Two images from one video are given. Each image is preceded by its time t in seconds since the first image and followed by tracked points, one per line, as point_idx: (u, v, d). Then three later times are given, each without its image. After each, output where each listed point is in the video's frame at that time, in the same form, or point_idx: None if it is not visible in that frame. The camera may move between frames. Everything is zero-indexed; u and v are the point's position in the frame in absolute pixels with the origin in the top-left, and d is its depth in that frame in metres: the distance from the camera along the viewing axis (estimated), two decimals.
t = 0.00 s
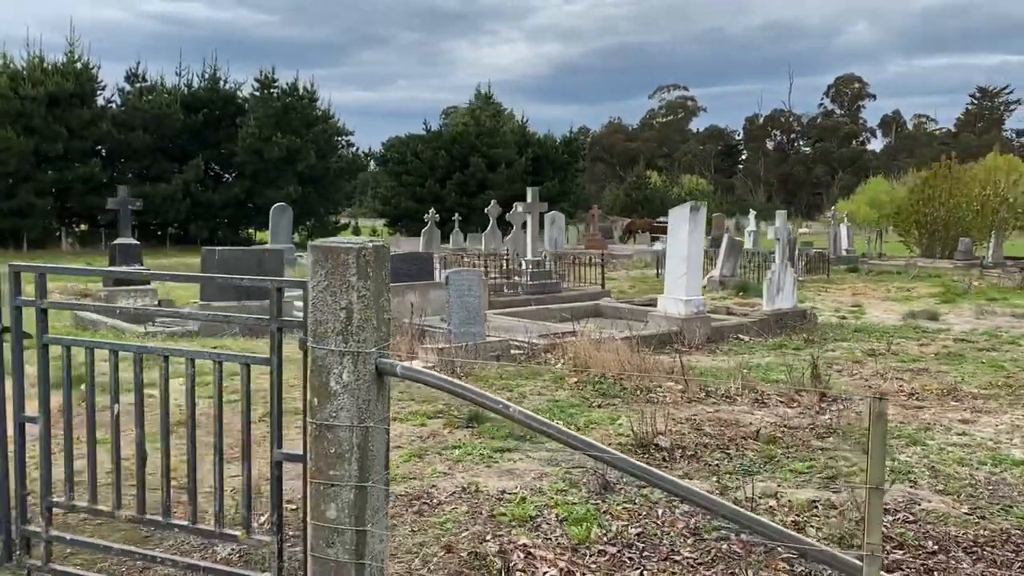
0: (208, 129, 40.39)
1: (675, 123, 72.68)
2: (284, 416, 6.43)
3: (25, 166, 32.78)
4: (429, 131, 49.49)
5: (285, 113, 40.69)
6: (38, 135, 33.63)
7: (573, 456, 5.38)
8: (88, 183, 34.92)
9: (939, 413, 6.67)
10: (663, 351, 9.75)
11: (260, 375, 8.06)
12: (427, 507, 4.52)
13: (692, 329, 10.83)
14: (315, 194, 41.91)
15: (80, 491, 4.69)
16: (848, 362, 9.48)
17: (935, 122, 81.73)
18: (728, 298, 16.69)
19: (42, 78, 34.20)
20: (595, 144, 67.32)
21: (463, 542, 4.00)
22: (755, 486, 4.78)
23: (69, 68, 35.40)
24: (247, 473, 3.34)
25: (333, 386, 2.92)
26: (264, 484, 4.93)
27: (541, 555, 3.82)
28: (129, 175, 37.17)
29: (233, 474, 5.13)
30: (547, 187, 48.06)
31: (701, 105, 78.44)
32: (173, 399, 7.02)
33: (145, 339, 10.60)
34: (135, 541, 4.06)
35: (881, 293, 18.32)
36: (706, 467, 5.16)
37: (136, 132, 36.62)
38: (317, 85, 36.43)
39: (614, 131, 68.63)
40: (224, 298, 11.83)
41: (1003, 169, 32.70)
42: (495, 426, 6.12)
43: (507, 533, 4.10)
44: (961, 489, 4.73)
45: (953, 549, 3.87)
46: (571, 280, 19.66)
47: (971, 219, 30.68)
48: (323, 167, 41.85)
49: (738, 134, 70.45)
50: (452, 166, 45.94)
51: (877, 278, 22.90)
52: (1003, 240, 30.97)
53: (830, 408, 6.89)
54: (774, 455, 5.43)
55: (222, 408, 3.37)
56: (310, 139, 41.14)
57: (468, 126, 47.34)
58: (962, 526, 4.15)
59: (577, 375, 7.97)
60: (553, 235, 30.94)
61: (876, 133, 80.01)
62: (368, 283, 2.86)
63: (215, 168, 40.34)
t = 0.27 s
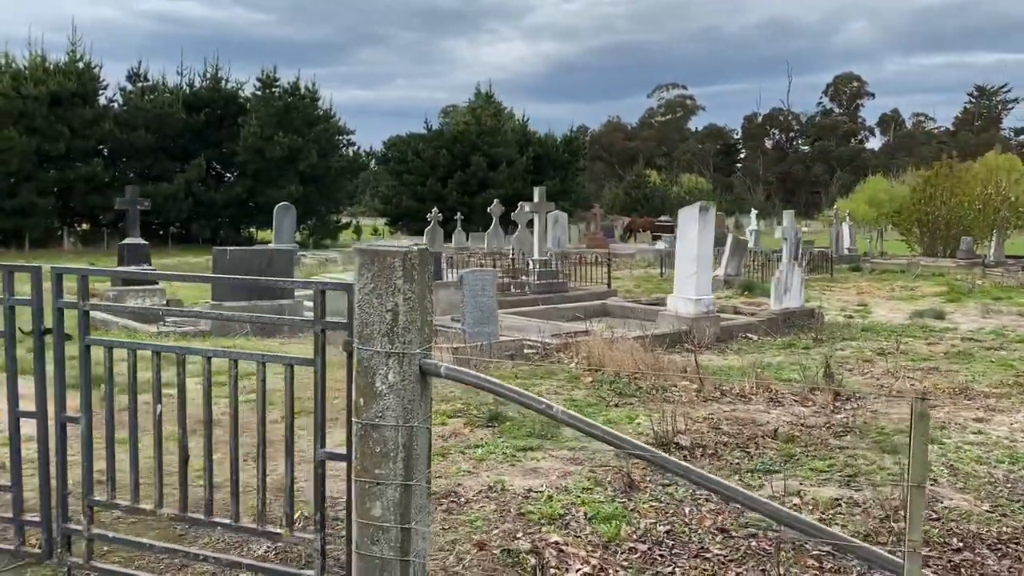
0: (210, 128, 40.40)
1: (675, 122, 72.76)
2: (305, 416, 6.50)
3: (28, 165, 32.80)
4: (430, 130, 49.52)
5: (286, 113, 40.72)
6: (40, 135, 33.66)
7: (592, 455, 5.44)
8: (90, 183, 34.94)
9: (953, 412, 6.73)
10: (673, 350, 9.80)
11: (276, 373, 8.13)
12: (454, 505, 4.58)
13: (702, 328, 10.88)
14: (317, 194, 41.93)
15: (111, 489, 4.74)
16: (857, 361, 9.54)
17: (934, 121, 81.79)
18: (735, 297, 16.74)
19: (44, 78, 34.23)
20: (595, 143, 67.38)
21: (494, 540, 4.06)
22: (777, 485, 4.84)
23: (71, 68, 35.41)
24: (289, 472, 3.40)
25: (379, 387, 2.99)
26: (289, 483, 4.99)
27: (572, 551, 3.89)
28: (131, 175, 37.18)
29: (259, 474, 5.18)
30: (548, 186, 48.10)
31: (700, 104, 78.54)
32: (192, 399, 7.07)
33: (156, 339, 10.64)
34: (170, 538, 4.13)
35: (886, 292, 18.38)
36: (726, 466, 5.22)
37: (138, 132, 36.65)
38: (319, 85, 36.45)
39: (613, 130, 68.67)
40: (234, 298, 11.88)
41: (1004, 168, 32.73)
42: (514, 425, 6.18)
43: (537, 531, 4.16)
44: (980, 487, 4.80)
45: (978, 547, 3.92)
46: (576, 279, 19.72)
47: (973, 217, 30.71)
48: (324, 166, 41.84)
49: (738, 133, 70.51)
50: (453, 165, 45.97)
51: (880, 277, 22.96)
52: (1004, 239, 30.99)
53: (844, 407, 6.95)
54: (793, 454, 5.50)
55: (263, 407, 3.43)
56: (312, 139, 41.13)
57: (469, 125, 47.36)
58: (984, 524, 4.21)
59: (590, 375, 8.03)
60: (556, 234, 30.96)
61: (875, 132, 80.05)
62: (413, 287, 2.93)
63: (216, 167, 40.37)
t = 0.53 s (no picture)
0: (211, 126, 40.39)
1: (674, 120, 72.80)
2: (323, 412, 6.54)
3: (29, 163, 32.76)
4: (431, 127, 49.50)
5: (287, 111, 40.72)
6: (42, 133, 33.61)
7: (612, 451, 5.48)
8: (92, 181, 34.91)
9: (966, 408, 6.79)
10: (683, 347, 9.85)
11: (290, 369, 8.17)
12: (478, 499, 4.63)
13: (711, 325, 10.92)
14: (318, 192, 41.91)
15: (139, 484, 4.79)
16: (866, 357, 9.59)
17: (934, 119, 81.86)
18: (739, 294, 16.80)
19: (45, 76, 34.17)
20: (594, 141, 67.40)
21: (522, 534, 4.11)
22: (798, 480, 4.89)
23: (72, 65, 35.36)
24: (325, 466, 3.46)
25: (417, 382, 3.03)
26: (313, 479, 5.04)
27: (600, 545, 3.94)
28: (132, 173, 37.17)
29: (283, 469, 5.23)
30: (549, 184, 48.11)
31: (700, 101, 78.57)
32: (208, 395, 7.10)
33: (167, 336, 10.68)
34: (202, 532, 4.18)
35: (889, 289, 18.44)
36: (745, 462, 5.27)
37: (139, 130, 36.63)
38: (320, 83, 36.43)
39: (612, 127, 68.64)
40: (243, 296, 11.91)
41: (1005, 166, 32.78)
42: (531, 422, 6.22)
43: (563, 525, 4.20)
44: (998, 482, 4.85)
45: (998, 540, 3.98)
46: (580, 277, 19.76)
47: (974, 215, 30.75)
48: (324, 165, 41.81)
49: (737, 130, 70.53)
50: (453, 163, 45.95)
51: (881, 274, 23.03)
52: (1005, 237, 31.06)
53: (857, 403, 7.01)
54: (811, 449, 5.55)
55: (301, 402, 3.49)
56: (313, 137, 41.10)
57: (470, 123, 47.35)
58: (1005, 518, 4.26)
59: (604, 372, 8.07)
60: (559, 232, 30.98)
61: (874, 129, 80.12)
62: (452, 284, 2.97)
63: (217, 165, 40.36)
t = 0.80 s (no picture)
0: (212, 123, 40.36)
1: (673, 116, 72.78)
2: (339, 407, 6.56)
3: (30, 160, 32.69)
4: (430, 124, 49.47)
5: (288, 108, 40.68)
6: (42, 129, 33.53)
7: (628, 446, 5.50)
8: (92, 177, 34.85)
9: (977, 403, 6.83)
10: (691, 342, 9.87)
11: (302, 363, 8.19)
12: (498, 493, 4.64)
13: (718, 321, 10.94)
14: (318, 189, 41.87)
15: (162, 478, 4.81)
16: (874, 352, 9.63)
17: (932, 115, 81.89)
18: (744, 290, 16.83)
19: (46, 73, 34.08)
20: (593, 137, 67.41)
21: (545, 527, 4.13)
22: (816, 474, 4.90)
23: (72, 62, 35.27)
24: (355, 461, 3.48)
25: (450, 375, 3.05)
26: (333, 473, 5.06)
27: (624, 539, 3.96)
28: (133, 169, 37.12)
29: (303, 464, 5.25)
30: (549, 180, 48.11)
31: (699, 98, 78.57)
32: (223, 390, 7.13)
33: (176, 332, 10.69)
34: (226, 527, 4.20)
35: (892, 285, 18.48)
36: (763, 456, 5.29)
37: (140, 126, 36.58)
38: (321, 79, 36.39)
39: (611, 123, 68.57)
40: (251, 291, 11.91)
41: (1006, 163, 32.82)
42: (546, 417, 6.24)
43: (586, 518, 4.22)
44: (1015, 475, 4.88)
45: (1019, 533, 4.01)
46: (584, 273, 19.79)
47: (975, 211, 30.74)
48: (324, 162, 41.75)
49: (736, 126, 70.48)
50: (453, 160, 45.91)
51: (884, 270, 23.07)
52: (1006, 233, 31.08)
53: (870, 398, 7.04)
54: (827, 444, 5.57)
55: (331, 396, 3.51)
56: (313, 134, 41.03)
57: (469, 119, 47.32)
58: None
59: (615, 367, 8.09)
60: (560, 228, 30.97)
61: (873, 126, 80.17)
62: (485, 277, 2.98)
63: (217, 162, 40.32)
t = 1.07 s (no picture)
0: (211, 120, 40.29)
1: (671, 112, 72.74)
2: (352, 402, 6.56)
3: (29, 158, 32.58)
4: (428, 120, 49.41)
5: (286, 104, 40.60)
6: (41, 126, 33.40)
7: (645, 440, 5.49)
8: (91, 175, 34.76)
9: (990, 397, 6.83)
10: (700, 337, 9.87)
11: (312, 359, 8.18)
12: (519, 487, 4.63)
13: (725, 316, 10.94)
14: (317, 186, 41.78)
15: (182, 474, 4.81)
16: (882, 347, 9.64)
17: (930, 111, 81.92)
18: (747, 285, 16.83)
19: (44, 69, 33.94)
20: (590, 133, 67.40)
21: (568, 522, 4.12)
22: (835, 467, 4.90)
23: (71, 59, 35.14)
24: (384, 455, 3.48)
25: (482, 368, 3.03)
26: (351, 468, 5.05)
27: (650, 533, 3.95)
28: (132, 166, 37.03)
29: (320, 459, 5.25)
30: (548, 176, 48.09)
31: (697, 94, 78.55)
32: (235, 387, 7.12)
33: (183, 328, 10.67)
34: (248, 521, 4.20)
35: (895, 280, 18.48)
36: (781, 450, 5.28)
37: (139, 123, 36.48)
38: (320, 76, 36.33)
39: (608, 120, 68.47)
40: (256, 287, 11.86)
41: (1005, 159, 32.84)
42: (560, 411, 6.22)
43: (608, 514, 4.21)
44: None
45: None
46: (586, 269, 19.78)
47: (975, 207, 30.74)
48: (323, 158, 41.65)
49: (733, 122, 70.43)
50: (452, 156, 45.83)
51: (886, 265, 23.06)
52: (1006, 228, 31.10)
53: (882, 391, 7.04)
54: (844, 438, 5.56)
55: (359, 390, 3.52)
56: (312, 131, 40.96)
57: (468, 116, 47.24)
58: None
59: (626, 362, 8.08)
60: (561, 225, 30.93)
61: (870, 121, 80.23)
62: (517, 271, 2.96)
63: (216, 159, 40.24)
